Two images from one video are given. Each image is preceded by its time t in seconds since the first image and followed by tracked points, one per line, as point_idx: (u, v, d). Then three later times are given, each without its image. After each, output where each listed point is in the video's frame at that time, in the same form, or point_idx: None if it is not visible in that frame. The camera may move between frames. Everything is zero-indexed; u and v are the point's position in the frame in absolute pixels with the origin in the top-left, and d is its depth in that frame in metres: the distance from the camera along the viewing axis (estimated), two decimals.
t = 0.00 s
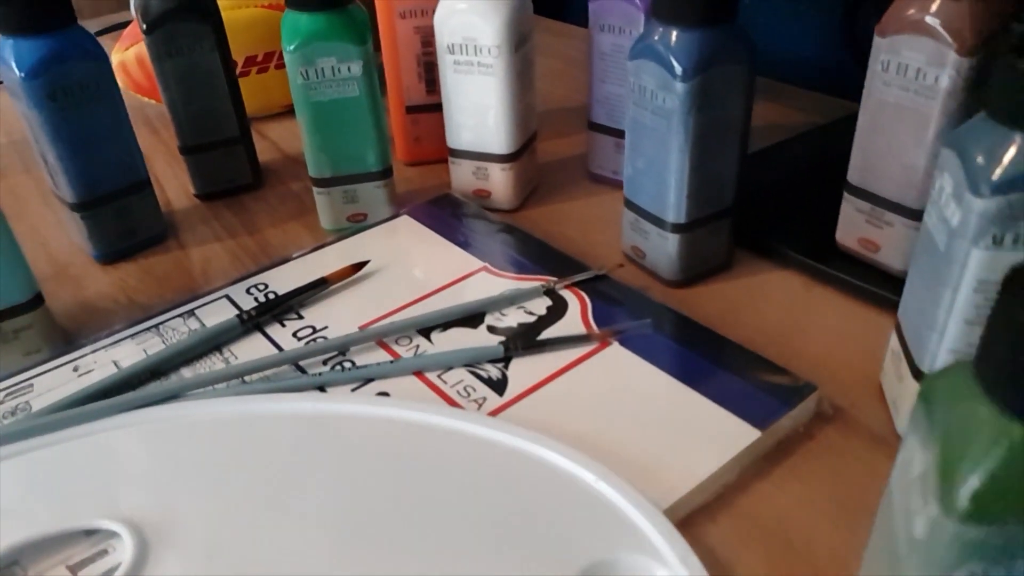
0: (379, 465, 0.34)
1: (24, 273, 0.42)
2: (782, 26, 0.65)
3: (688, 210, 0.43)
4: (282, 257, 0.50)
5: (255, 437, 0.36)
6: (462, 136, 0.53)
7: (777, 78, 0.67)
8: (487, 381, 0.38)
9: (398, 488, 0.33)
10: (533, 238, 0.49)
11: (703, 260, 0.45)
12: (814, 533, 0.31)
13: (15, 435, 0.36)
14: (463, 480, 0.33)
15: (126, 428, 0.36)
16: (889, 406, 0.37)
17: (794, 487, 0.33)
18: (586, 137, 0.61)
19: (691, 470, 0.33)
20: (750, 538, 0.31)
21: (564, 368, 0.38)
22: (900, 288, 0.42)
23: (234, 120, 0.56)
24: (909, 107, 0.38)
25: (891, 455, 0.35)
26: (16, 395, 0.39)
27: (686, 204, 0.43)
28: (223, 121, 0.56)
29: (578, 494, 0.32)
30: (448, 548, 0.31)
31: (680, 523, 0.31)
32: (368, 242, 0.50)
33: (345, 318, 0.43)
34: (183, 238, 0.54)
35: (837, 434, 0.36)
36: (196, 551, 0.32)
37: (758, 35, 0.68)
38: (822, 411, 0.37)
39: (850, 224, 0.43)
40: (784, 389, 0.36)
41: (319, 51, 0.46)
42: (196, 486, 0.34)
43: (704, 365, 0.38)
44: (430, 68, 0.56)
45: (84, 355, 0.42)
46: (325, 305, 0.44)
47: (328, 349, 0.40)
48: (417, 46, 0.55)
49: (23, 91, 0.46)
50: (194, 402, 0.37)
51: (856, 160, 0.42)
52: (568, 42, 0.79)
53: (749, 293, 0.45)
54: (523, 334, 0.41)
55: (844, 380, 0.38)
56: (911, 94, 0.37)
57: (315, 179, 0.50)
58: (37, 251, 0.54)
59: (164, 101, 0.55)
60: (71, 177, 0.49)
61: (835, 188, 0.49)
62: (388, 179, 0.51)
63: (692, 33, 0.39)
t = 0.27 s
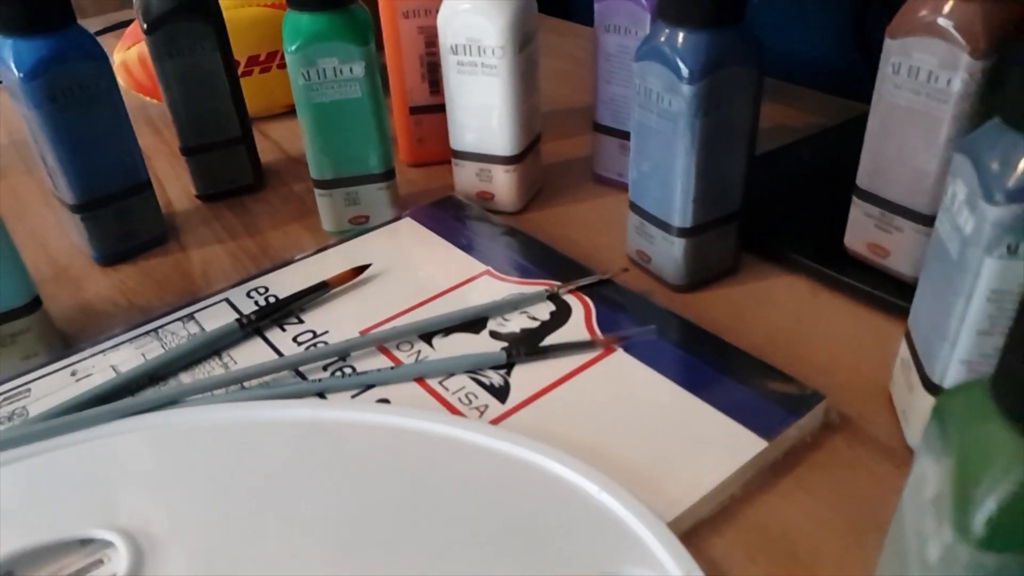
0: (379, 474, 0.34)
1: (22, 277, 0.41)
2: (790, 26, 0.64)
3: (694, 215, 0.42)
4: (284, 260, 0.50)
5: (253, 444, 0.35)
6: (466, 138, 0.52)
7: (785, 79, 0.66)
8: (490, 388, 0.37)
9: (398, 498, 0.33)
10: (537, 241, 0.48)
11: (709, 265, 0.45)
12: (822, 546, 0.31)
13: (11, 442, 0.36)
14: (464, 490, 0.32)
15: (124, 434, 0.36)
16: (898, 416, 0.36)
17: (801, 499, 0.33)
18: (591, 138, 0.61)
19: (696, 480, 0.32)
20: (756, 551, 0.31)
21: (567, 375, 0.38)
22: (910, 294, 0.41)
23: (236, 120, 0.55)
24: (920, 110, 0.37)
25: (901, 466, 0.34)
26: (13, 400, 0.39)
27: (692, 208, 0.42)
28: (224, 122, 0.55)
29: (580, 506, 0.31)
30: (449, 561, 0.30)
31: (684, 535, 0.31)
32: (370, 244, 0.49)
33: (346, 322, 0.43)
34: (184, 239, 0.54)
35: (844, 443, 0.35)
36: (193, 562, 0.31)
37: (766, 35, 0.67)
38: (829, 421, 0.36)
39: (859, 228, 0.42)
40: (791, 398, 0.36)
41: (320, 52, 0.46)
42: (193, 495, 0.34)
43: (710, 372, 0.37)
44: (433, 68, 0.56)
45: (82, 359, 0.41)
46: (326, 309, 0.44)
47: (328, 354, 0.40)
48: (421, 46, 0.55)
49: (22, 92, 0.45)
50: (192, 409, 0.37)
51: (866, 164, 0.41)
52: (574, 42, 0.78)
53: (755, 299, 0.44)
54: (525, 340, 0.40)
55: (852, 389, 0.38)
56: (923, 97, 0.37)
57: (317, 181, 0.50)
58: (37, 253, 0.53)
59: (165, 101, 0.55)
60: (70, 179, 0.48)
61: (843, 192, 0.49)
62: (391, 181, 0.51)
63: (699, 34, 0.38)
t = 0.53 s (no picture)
0: (378, 483, 0.33)
1: (20, 278, 0.41)
2: (801, 24, 0.63)
3: (702, 218, 0.41)
4: (285, 262, 0.49)
5: (251, 452, 0.35)
6: (470, 138, 0.51)
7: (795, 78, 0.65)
8: (492, 394, 0.37)
9: (398, 507, 0.32)
10: (542, 244, 0.48)
11: (717, 268, 0.44)
12: (830, 561, 0.30)
13: (6, 448, 0.35)
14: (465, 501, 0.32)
15: (120, 441, 0.35)
16: (910, 426, 0.35)
17: (810, 511, 0.32)
18: (598, 139, 0.60)
19: (702, 492, 0.31)
20: (763, 565, 0.30)
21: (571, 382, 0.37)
22: (922, 300, 0.40)
23: (238, 120, 0.55)
24: (934, 112, 0.36)
25: (912, 477, 0.33)
26: (10, 404, 0.38)
27: (699, 212, 0.41)
28: (226, 121, 0.55)
29: (583, 518, 0.30)
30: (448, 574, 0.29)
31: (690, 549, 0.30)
32: (372, 246, 0.49)
33: (347, 327, 0.42)
34: (185, 240, 0.53)
35: (854, 454, 0.34)
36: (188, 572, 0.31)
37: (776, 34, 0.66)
38: (839, 430, 0.35)
39: (870, 232, 0.42)
40: (800, 406, 0.35)
41: (322, 51, 0.45)
42: (189, 503, 0.33)
43: (717, 380, 0.37)
44: (437, 67, 0.55)
45: (80, 362, 0.41)
46: (327, 313, 0.43)
47: (329, 359, 0.39)
48: (425, 45, 0.54)
49: (21, 91, 0.45)
50: (189, 415, 0.36)
51: (878, 166, 0.40)
52: (581, 40, 0.78)
53: (764, 303, 0.43)
54: (529, 346, 0.39)
55: (862, 397, 0.37)
56: (937, 99, 0.36)
57: (319, 182, 0.49)
58: (36, 253, 0.53)
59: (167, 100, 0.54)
60: (70, 179, 0.48)
61: (854, 194, 0.48)
62: (393, 182, 0.50)
63: (708, 34, 0.37)
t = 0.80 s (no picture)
0: (376, 492, 0.32)
1: (15, 280, 0.40)
2: (811, 22, 0.62)
3: (709, 220, 0.41)
4: (286, 263, 0.49)
5: (248, 459, 0.34)
6: (473, 138, 0.51)
7: (804, 77, 0.64)
8: (493, 401, 0.36)
9: (396, 518, 0.31)
10: (546, 246, 0.47)
11: (724, 272, 0.43)
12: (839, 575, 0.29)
13: None
14: (464, 511, 0.31)
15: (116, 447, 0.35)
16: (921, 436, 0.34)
17: (819, 524, 0.31)
18: (603, 138, 0.59)
19: (708, 503, 0.31)
20: None
21: (575, 388, 0.36)
22: (934, 306, 0.40)
23: (239, 118, 0.54)
24: (948, 113, 0.35)
25: (923, 489, 0.32)
26: (5, 408, 0.38)
27: (707, 214, 0.40)
28: (227, 120, 0.54)
29: (585, 529, 0.30)
30: None
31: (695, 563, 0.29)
32: (373, 248, 0.48)
33: (347, 330, 0.42)
34: (185, 240, 0.53)
35: (864, 463, 0.33)
36: None
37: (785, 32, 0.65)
38: (849, 440, 0.34)
39: (881, 236, 0.41)
40: (809, 415, 0.34)
41: (323, 49, 0.44)
42: (184, 512, 0.32)
43: (723, 387, 0.36)
44: (441, 65, 0.54)
45: (76, 365, 0.40)
46: (327, 316, 0.43)
47: (328, 363, 0.38)
48: (428, 43, 0.53)
49: (18, 89, 0.44)
50: (186, 420, 0.36)
51: (889, 168, 0.39)
52: (587, 37, 0.77)
53: (771, 308, 0.43)
54: (532, 351, 0.39)
55: (872, 406, 0.36)
56: (951, 100, 0.35)
57: (320, 182, 0.49)
58: (35, 252, 0.52)
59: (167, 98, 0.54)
60: (68, 178, 0.47)
61: (864, 196, 0.47)
62: (395, 182, 0.50)
63: (716, 33, 0.36)
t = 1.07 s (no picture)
0: (373, 501, 0.32)
1: (9, 279, 0.40)
2: (819, 19, 0.61)
3: (714, 223, 0.40)
4: (285, 263, 0.48)
5: (243, 465, 0.33)
6: (475, 137, 0.50)
7: (812, 75, 0.63)
8: (493, 406, 0.35)
9: (393, 527, 0.31)
10: (549, 247, 0.46)
11: (729, 275, 0.42)
12: None
13: None
14: (462, 521, 0.30)
15: (108, 451, 0.34)
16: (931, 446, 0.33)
17: (826, 537, 0.30)
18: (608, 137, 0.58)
19: (712, 514, 0.30)
20: None
21: (576, 394, 0.36)
22: (944, 311, 0.39)
23: (238, 115, 0.53)
24: (961, 115, 0.35)
25: (933, 501, 0.31)
26: None
27: (712, 217, 0.40)
28: (226, 117, 0.53)
29: (586, 541, 0.29)
30: None
31: None
32: (373, 248, 0.47)
33: (345, 332, 0.41)
34: (183, 239, 0.52)
35: (872, 474, 0.33)
36: None
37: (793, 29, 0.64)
38: (856, 449, 0.34)
39: (890, 239, 0.40)
40: (816, 423, 0.33)
41: (322, 46, 0.43)
42: (176, 520, 0.32)
43: (728, 394, 0.35)
44: (443, 62, 0.53)
45: (71, 367, 0.40)
46: (326, 317, 0.42)
47: (325, 367, 0.38)
48: (430, 40, 0.52)
49: (13, 85, 0.44)
50: (180, 424, 0.35)
51: (900, 171, 0.38)
52: (592, 34, 0.76)
53: (778, 312, 0.42)
54: (533, 356, 0.38)
55: (881, 414, 0.35)
56: (964, 101, 0.34)
57: (320, 180, 0.48)
58: (32, 250, 0.52)
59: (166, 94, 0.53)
60: (64, 176, 0.46)
61: (873, 198, 0.46)
62: (396, 181, 0.49)
63: (723, 32, 0.36)
